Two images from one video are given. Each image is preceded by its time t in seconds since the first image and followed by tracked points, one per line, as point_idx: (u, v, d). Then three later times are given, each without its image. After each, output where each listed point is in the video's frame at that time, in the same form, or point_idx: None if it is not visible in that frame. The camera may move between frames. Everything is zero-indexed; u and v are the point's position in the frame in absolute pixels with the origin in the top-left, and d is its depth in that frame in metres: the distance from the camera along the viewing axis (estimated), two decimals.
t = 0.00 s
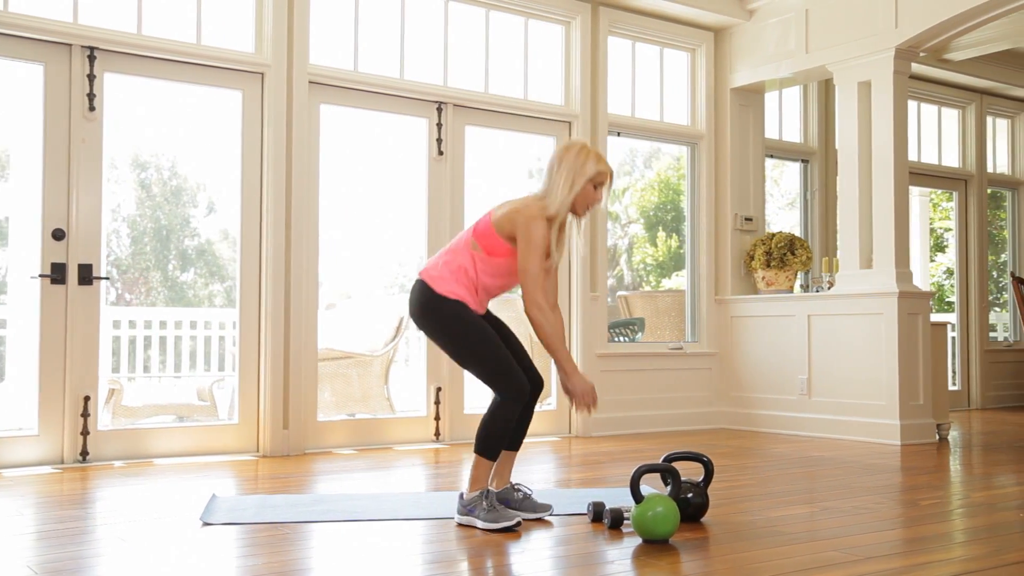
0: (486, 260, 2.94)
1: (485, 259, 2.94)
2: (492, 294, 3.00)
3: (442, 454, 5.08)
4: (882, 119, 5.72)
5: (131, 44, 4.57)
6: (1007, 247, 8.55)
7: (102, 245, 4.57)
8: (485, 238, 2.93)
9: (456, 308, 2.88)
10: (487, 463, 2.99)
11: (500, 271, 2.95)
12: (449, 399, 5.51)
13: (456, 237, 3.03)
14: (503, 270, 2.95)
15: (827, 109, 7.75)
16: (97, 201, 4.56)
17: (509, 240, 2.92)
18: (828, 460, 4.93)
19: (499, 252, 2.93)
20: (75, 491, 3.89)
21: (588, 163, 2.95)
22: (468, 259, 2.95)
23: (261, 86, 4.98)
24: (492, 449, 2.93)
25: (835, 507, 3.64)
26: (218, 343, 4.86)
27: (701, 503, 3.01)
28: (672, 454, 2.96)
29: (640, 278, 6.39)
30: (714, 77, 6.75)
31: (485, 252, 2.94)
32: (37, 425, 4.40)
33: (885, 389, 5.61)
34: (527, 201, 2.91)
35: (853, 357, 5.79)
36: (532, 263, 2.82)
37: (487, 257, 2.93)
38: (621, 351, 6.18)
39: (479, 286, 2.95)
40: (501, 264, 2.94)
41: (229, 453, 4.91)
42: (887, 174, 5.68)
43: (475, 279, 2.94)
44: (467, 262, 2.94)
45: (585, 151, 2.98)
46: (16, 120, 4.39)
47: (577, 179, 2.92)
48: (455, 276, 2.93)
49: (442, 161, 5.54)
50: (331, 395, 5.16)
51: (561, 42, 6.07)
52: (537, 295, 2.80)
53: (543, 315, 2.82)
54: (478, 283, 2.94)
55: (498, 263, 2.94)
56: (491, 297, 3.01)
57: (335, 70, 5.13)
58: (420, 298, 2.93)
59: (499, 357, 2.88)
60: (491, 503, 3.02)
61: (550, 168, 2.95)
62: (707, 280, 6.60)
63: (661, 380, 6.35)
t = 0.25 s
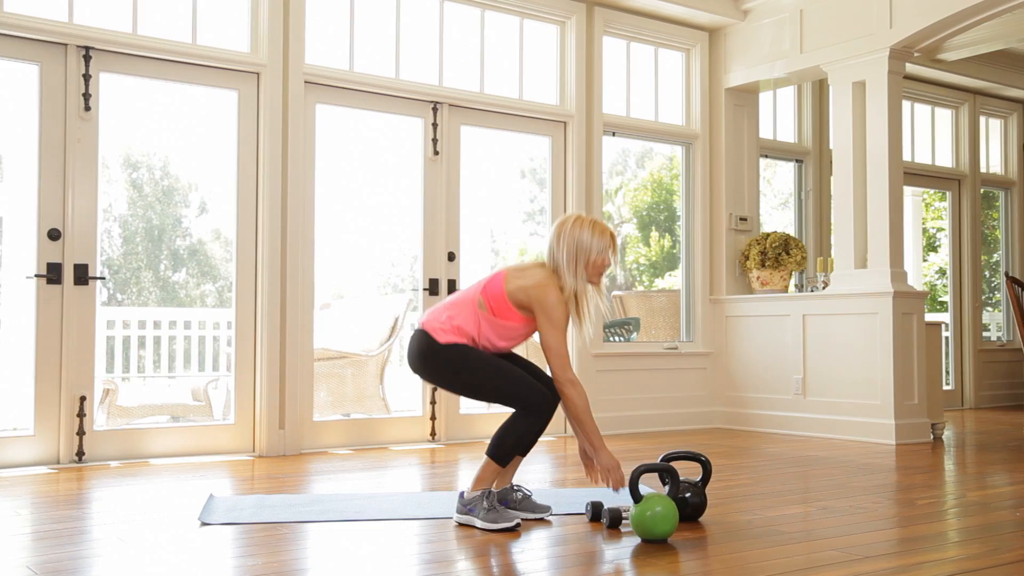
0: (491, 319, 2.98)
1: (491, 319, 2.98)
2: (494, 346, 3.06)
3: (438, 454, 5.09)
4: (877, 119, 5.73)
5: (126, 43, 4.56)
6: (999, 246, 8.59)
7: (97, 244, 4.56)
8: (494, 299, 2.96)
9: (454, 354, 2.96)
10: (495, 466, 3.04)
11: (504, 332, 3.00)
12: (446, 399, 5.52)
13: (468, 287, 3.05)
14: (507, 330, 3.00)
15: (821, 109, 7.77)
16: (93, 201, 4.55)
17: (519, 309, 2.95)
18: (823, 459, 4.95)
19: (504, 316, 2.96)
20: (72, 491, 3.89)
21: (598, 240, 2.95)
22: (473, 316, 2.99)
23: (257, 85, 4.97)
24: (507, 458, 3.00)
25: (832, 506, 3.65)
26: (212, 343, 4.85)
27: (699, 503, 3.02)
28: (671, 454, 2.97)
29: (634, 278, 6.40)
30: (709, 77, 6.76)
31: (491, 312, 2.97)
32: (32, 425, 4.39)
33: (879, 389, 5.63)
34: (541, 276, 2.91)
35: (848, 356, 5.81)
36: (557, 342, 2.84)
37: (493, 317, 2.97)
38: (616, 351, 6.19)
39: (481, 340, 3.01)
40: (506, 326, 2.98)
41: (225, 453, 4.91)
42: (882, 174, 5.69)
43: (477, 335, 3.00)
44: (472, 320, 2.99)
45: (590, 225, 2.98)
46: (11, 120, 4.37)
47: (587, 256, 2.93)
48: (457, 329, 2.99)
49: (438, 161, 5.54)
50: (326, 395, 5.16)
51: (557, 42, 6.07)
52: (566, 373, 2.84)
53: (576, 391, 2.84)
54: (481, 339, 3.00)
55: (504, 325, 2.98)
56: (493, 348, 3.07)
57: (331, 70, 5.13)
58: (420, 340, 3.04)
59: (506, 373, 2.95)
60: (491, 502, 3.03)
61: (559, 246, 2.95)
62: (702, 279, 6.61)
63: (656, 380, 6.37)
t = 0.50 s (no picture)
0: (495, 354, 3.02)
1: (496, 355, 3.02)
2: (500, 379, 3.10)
3: (437, 454, 5.10)
4: (874, 119, 5.75)
5: (125, 43, 4.56)
6: (995, 246, 8.61)
7: (97, 244, 4.56)
8: (497, 333, 2.99)
9: (457, 385, 2.99)
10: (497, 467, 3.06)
11: (509, 366, 3.04)
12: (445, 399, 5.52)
13: (469, 322, 3.09)
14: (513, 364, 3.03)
15: (818, 109, 7.78)
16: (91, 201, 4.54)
17: (524, 345, 2.99)
18: (822, 459, 4.96)
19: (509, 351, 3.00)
20: (72, 491, 3.89)
21: (595, 276, 2.95)
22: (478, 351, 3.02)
23: (256, 85, 4.97)
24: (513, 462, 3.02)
25: (831, 506, 3.67)
26: (209, 343, 4.84)
27: (701, 502, 3.03)
28: (672, 454, 2.97)
29: (630, 277, 6.41)
30: (706, 77, 6.77)
31: (494, 347, 3.01)
32: (32, 425, 4.39)
33: (878, 389, 5.64)
34: (545, 317, 2.94)
35: (846, 356, 5.82)
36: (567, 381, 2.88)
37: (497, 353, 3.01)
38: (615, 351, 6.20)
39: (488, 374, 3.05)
40: (511, 360, 3.02)
41: (224, 453, 4.91)
42: (880, 174, 5.71)
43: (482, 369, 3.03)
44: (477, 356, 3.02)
45: (587, 261, 2.98)
46: (9, 119, 4.37)
47: (587, 294, 2.94)
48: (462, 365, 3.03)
49: (436, 161, 5.55)
50: (325, 395, 5.16)
51: (554, 41, 6.08)
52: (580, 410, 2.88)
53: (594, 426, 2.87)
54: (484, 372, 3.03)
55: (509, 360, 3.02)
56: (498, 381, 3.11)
57: (329, 70, 5.13)
58: (422, 374, 3.09)
59: (502, 389, 2.99)
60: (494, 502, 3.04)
61: (559, 289, 2.97)
62: (700, 279, 6.62)
63: (654, 380, 6.37)
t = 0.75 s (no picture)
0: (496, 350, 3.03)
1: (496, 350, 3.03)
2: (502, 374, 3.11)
3: (441, 453, 5.10)
4: (878, 119, 5.75)
5: (129, 44, 4.56)
6: (996, 246, 8.61)
7: (102, 244, 4.57)
8: (496, 329, 3.01)
9: (458, 380, 3.01)
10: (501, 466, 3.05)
11: (510, 362, 3.05)
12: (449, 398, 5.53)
13: (469, 318, 3.11)
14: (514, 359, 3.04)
15: (820, 109, 7.78)
16: (96, 201, 4.55)
17: (523, 339, 3.00)
18: (825, 459, 4.96)
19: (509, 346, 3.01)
20: (78, 491, 3.89)
21: (591, 265, 2.97)
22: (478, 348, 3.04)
23: (261, 86, 4.98)
24: (517, 461, 3.01)
25: (836, 506, 3.67)
26: (211, 343, 4.85)
27: (708, 502, 3.04)
28: (680, 454, 2.98)
29: (631, 277, 6.40)
30: (709, 77, 6.77)
31: (494, 343, 3.02)
32: (37, 425, 4.39)
33: (881, 388, 5.64)
34: (541, 307, 2.95)
35: (849, 356, 5.82)
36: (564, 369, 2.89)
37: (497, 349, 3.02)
38: (618, 351, 6.21)
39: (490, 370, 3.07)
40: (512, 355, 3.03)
41: (228, 453, 4.91)
42: (883, 173, 5.71)
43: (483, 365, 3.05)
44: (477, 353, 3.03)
45: (581, 251, 3.00)
46: (14, 119, 4.37)
47: (582, 282, 2.96)
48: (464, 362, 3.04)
49: (440, 161, 5.55)
50: (329, 395, 5.16)
51: (557, 41, 6.09)
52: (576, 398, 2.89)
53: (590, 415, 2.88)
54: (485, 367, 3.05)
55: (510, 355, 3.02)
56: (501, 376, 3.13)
57: (333, 70, 5.14)
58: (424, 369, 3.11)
59: (503, 385, 2.99)
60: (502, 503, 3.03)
61: (556, 278, 2.98)
62: (703, 278, 6.63)
63: (657, 380, 6.38)
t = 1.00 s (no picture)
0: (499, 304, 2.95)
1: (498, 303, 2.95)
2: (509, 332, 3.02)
3: (445, 453, 5.10)
4: (882, 119, 5.75)
5: (134, 44, 4.57)
6: (999, 246, 8.61)
7: (108, 244, 4.57)
8: (496, 281, 2.93)
9: (461, 341, 2.93)
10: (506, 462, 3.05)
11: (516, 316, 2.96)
12: (453, 398, 5.53)
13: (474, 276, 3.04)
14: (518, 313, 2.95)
15: (824, 109, 7.78)
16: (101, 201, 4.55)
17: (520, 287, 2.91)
18: (830, 459, 4.96)
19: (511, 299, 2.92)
20: (85, 491, 3.90)
21: (582, 204, 2.95)
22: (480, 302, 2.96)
23: (266, 86, 4.98)
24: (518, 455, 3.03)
25: (842, 505, 3.67)
26: (215, 342, 4.84)
27: (715, 501, 3.04)
28: (686, 454, 2.99)
29: (632, 277, 6.39)
30: (713, 77, 6.78)
31: (496, 296, 2.94)
32: (43, 425, 4.40)
33: (885, 388, 5.65)
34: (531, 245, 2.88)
35: (853, 355, 5.82)
36: (539, 299, 2.78)
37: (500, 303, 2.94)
38: (622, 351, 6.21)
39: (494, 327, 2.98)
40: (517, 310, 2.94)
41: (234, 453, 4.91)
42: (887, 173, 5.71)
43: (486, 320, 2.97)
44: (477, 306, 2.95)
45: (573, 195, 2.98)
46: (20, 119, 4.38)
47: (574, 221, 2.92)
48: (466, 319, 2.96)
49: (444, 161, 5.56)
50: (334, 395, 5.17)
51: (561, 42, 6.09)
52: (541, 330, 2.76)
53: (547, 351, 2.75)
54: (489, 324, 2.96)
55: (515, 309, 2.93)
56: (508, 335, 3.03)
57: (338, 70, 5.14)
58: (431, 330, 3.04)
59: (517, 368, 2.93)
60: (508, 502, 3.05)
61: (545, 218, 2.94)
62: (706, 278, 6.63)
63: (661, 379, 6.38)
